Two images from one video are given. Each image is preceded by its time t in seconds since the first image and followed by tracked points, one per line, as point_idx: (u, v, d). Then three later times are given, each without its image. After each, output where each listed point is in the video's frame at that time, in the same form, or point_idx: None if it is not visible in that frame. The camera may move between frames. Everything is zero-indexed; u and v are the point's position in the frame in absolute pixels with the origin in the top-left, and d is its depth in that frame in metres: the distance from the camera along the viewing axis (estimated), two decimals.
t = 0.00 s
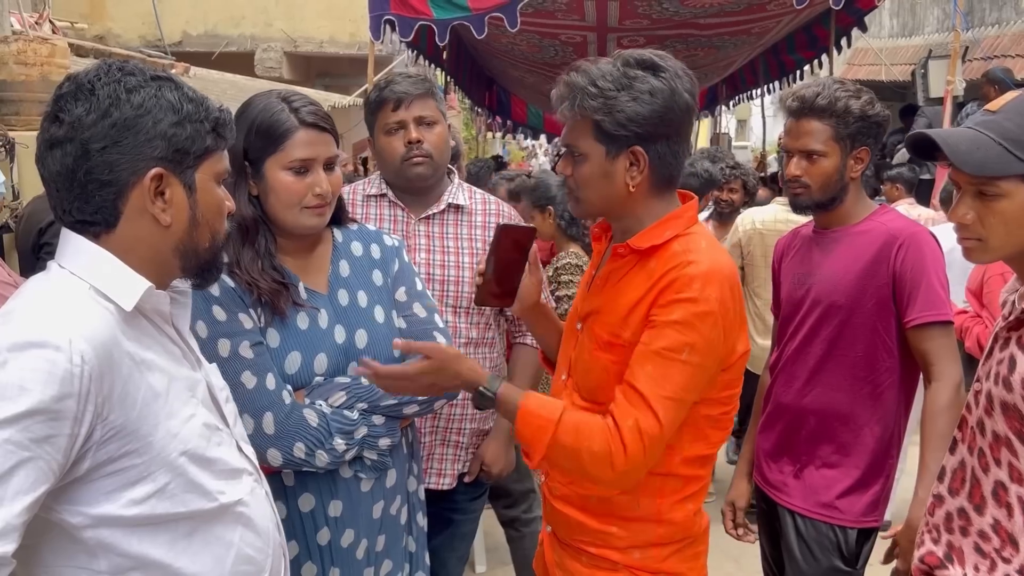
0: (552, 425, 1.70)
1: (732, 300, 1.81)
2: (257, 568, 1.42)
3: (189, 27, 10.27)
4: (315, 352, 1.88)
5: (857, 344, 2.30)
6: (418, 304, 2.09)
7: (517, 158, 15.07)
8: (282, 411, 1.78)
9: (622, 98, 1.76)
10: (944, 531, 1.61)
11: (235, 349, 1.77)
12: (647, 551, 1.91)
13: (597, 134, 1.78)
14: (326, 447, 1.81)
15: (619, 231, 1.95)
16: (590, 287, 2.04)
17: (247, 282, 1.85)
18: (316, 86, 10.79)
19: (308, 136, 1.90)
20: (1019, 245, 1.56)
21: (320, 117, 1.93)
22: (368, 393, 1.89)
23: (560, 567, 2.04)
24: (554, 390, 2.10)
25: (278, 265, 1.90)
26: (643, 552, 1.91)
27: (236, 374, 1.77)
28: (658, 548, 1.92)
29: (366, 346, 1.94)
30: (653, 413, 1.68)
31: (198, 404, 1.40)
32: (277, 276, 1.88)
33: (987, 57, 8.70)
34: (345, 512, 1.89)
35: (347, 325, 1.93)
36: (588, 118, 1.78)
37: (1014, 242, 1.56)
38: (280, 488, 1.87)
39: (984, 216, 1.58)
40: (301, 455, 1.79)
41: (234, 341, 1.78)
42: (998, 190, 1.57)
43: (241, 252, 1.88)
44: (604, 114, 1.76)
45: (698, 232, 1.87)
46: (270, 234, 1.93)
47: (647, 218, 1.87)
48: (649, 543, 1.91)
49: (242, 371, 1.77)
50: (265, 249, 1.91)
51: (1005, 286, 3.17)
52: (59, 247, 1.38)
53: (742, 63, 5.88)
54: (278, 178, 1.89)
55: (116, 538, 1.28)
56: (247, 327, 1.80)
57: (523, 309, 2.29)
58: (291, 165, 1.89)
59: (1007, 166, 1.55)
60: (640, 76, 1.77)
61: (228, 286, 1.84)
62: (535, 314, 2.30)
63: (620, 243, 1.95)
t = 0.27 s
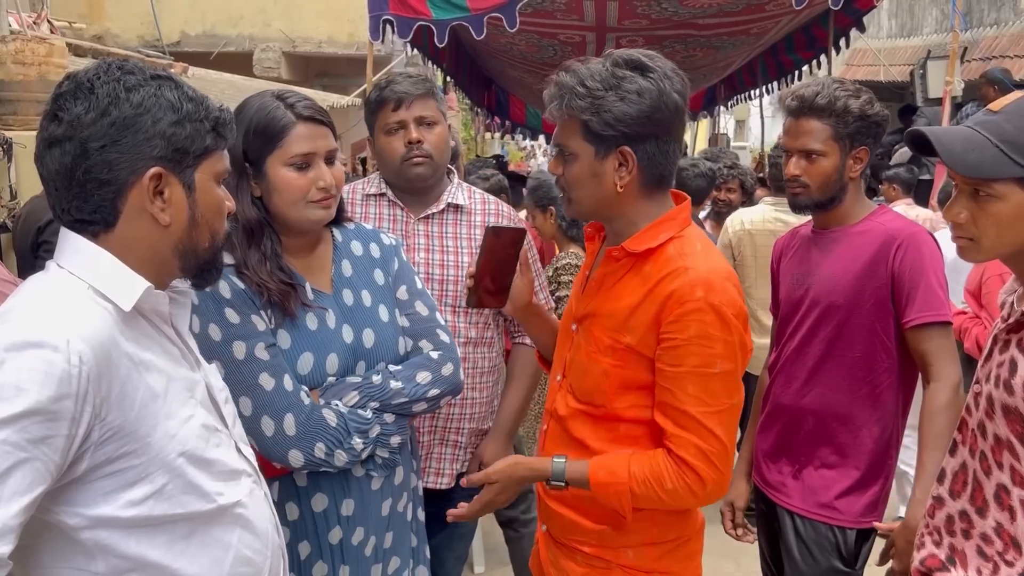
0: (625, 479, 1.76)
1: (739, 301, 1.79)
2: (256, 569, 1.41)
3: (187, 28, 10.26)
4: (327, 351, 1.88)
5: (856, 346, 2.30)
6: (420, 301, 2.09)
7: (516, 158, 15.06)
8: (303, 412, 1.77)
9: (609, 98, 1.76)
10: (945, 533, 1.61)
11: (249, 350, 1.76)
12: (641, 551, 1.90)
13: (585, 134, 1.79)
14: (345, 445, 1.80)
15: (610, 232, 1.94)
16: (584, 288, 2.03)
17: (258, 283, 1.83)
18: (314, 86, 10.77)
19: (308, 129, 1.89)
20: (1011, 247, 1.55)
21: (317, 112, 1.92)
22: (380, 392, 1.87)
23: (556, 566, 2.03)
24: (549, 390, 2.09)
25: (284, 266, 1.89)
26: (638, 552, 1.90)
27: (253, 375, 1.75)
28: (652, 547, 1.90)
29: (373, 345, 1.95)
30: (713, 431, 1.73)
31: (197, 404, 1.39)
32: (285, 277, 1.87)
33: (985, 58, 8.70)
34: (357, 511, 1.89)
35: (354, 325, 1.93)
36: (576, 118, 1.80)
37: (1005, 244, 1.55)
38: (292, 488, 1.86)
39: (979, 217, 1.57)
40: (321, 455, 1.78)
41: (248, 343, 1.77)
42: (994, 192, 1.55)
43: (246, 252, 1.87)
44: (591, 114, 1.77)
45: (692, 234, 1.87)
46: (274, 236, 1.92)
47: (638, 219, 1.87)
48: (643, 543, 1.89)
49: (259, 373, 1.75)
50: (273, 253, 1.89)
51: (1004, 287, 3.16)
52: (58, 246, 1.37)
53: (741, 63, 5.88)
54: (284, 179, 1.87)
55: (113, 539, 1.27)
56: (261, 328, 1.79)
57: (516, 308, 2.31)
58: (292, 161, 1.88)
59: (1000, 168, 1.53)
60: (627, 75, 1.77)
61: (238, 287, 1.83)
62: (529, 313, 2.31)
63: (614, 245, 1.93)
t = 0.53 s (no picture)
0: (600, 454, 1.76)
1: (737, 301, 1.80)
2: (255, 571, 1.41)
3: (185, 28, 10.25)
4: (331, 351, 1.87)
5: (855, 347, 2.30)
6: (419, 300, 2.10)
7: (515, 159, 15.05)
8: (312, 410, 1.76)
9: (611, 98, 1.75)
10: (942, 536, 1.61)
11: (257, 350, 1.76)
12: (641, 550, 1.90)
13: (585, 134, 1.79)
14: (354, 443, 1.80)
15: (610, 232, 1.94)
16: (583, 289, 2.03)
17: (262, 285, 1.83)
18: (313, 86, 10.77)
19: (310, 138, 1.89)
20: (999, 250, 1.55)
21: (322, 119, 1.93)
22: (385, 389, 1.88)
23: (554, 566, 2.03)
24: (547, 391, 2.09)
25: (284, 267, 1.89)
26: (638, 551, 1.90)
27: (261, 374, 1.75)
28: (652, 546, 1.91)
29: (376, 344, 1.95)
30: (694, 429, 1.71)
31: (196, 405, 1.39)
32: (292, 282, 1.86)
33: (983, 58, 8.71)
34: (364, 510, 1.89)
35: (357, 324, 1.93)
36: (576, 118, 1.79)
37: (995, 247, 1.55)
38: (298, 489, 1.85)
39: (970, 221, 1.57)
40: (331, 453, 1.77)
41: (256, 342, 1.77)
42: (983, 195, 1.55)
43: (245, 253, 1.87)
44: (592, 114, 1.76)
45: (692, 234, 1.87)
46: (278, 240, 1.91)
47: (638, 221, 1.87)
48: (644, 542, 1.90)
49: (267, 372, 1.76)
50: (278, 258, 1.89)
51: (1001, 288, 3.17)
52: (58, 247, 1.37)
53: (739, 64, 5.88)
54: (286, 186, 1.88)
55: (112, 540, 1.27)
56: (267, 327, 1.80)
57: (512, 310, 2.29)
58: (297, 170, 1.88)
59: (988, 172, 1.54)
60: (629, 76, 1.76)
61: (243, 288, 1.82)
62: (526, 314, 2.30)
63: (614, 245, 1.93)
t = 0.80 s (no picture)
0: (559, 402, 1.71)
1: (728, 301, 1.81)
2: (253, 572, 1.41)
3: (184, 28, 10.25)
4: (325, 353, 1.88)
5: (853, 347, 2.30)
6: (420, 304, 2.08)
7: (514, 159, 15.05)
8: (300, 413, 1.77)
9: (612, 106, 1.75)
10: (941, 537, 1.61)
11: (247, 352, 1.77)
12: (638, 551, 1.91)
13: (590, 143, 1.77)
14: (343, 447, 1.80)
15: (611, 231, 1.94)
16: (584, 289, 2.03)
17: (254, 283, 1.84)
18: (312, 86, 10.76)
19: (313, 137, 1.89)
20: (991, 253, 1.55)
21: (325, 120, 1.93)
22: (378, 393, 1.87)
23: (550, 567, 2.03)
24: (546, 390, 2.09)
25: (282, 267, 1.89)
26: (634, 551, 1.91)
27: (249, 376, 1.76)
28: (649, 546, 1.91)
29: (371, 346, 1.95)
30: (652, 408, 1.69)
31: (195, 406, 1.39)
32: (281, 277, 1.87)
33: (982, 58, 8.72)
34: (358, 514, 1.89)
35: (353, 326, 1.93)
36: (579, 129, 1.76)
37: (989, 250, 1.55)
38: (291, 491, 1.86)
39: (962, 224, 1.57)
40: (318, 456, 1.78)
41: (246, 344, 1.77)
42: (975, 198, 1.55)
43: (243, 253, 1.88)
44: (595, 124, 1.75)
45: (694, 233, 1.87)
46: (270, 238, 1.92)
47: (642, 222, 1.87)
48: (640, 542, 1.90)
49: (256, 374, 1.76)
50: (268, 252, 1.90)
51: (998, 289, 3.17)
52: (57, 248, 1.37)
53: (738, 64, 5.89)
54: (282, 183, 1.87)
55: (110, 540, 1.27)
56: (259, 329, 1.80)
57: (511, 308, 2.30)
58: (295, 167, 1.88)
59: (978, 174, 1.54)
60: (625, 82, 1.77)
61: (236, 288, 1.83)
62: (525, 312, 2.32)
63: (616, 243, 1.93)
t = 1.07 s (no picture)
0: (521, 384, 1.73)
1: (717, 298, 1.82)
2: (250, 572, 1.42)
3: (182, 28, 10.25)
4: (316, 356, 1.88)
5: (849, 347, 2.31)
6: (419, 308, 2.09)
7: (513, 159, 15.05)
8: (281, 415, 1.77)
9: (644, 91, 1.78)
10: (938, 539, 1.61)
11: (234, 351, 1.77)
12: (632, 552, 1.91)
13: (622, 129, 1.78)
14: (326, 452, 1.80)
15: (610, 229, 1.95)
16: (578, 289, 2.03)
17: (248, 284, 1.84)
18: (310, 87, 10.75)
19: (314, 139, 1.89)
20: (968, 253, 1.56)
21: (325, 121, 1.93)
22: (368, 398, 1.87)
23: (544, 568, 2.03)
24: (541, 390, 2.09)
25: (278, 270, 1.90)
26: (628, 553, 1.91)
27: (234, 376, 1.77)
28: (642, 548, 1.92)
29: (366, 350, 1.94)
30: (625, 392, 1.69)
31: (192, 407, 1.39)
32: (278, 281, 1.87)
33: (980, 59, 8.73)
34: (343, 519, 1.89)
35: (348, 330, 1.93)
36: (613, 113, 1.77)
37: (968, 250, 1.56)
38: (278, 493, 1.86)
39: (943, 223, 1.58)
40: (299, 460, 1.78)
41: (234, 344, 1.78)
42: (953, 198, 1.56)
43: (242, 256, 1.88)
44: (630, 106, 1.77)
45: (688, 232, 1.88)
46: (271, 240, 1.93)
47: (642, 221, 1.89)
48: (635, 543, 1.90)
49: (241, 374, 1.77)
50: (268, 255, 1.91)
51: (992, 291, 3.17)
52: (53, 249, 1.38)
53: (736, 65, 5.89)
54: (284, 184, 1.88)
55: (106, 540, 1.28)
56: (249, 329, 1.81)
57: (507, 307, 2.32)
58: (296, 169, 1.88)
59: (951, 174, 1.55)
60: (651, 72, 1.81)
61: (229, 288, 1.84)
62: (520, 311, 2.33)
63: (611, 241, 1.94)
